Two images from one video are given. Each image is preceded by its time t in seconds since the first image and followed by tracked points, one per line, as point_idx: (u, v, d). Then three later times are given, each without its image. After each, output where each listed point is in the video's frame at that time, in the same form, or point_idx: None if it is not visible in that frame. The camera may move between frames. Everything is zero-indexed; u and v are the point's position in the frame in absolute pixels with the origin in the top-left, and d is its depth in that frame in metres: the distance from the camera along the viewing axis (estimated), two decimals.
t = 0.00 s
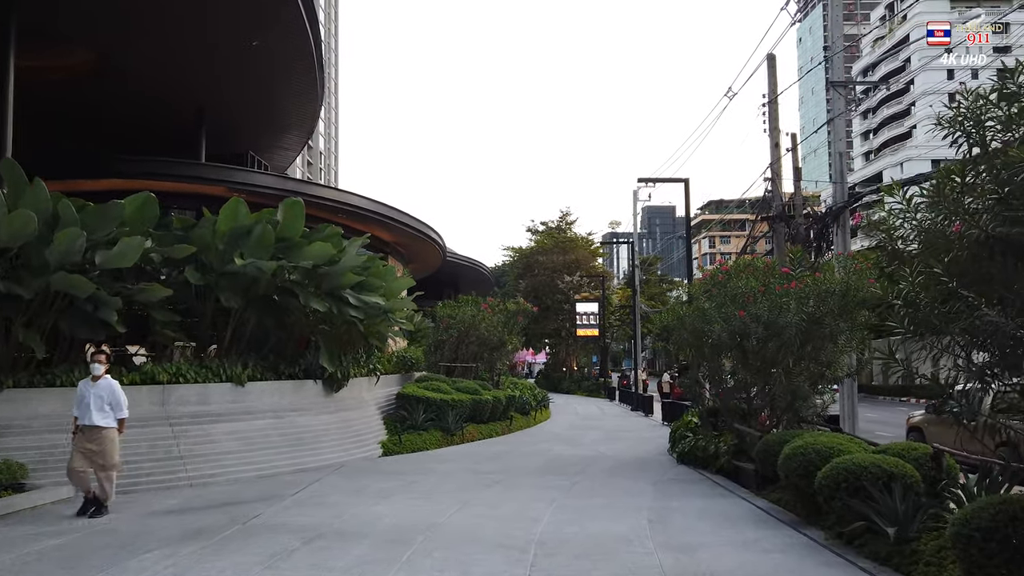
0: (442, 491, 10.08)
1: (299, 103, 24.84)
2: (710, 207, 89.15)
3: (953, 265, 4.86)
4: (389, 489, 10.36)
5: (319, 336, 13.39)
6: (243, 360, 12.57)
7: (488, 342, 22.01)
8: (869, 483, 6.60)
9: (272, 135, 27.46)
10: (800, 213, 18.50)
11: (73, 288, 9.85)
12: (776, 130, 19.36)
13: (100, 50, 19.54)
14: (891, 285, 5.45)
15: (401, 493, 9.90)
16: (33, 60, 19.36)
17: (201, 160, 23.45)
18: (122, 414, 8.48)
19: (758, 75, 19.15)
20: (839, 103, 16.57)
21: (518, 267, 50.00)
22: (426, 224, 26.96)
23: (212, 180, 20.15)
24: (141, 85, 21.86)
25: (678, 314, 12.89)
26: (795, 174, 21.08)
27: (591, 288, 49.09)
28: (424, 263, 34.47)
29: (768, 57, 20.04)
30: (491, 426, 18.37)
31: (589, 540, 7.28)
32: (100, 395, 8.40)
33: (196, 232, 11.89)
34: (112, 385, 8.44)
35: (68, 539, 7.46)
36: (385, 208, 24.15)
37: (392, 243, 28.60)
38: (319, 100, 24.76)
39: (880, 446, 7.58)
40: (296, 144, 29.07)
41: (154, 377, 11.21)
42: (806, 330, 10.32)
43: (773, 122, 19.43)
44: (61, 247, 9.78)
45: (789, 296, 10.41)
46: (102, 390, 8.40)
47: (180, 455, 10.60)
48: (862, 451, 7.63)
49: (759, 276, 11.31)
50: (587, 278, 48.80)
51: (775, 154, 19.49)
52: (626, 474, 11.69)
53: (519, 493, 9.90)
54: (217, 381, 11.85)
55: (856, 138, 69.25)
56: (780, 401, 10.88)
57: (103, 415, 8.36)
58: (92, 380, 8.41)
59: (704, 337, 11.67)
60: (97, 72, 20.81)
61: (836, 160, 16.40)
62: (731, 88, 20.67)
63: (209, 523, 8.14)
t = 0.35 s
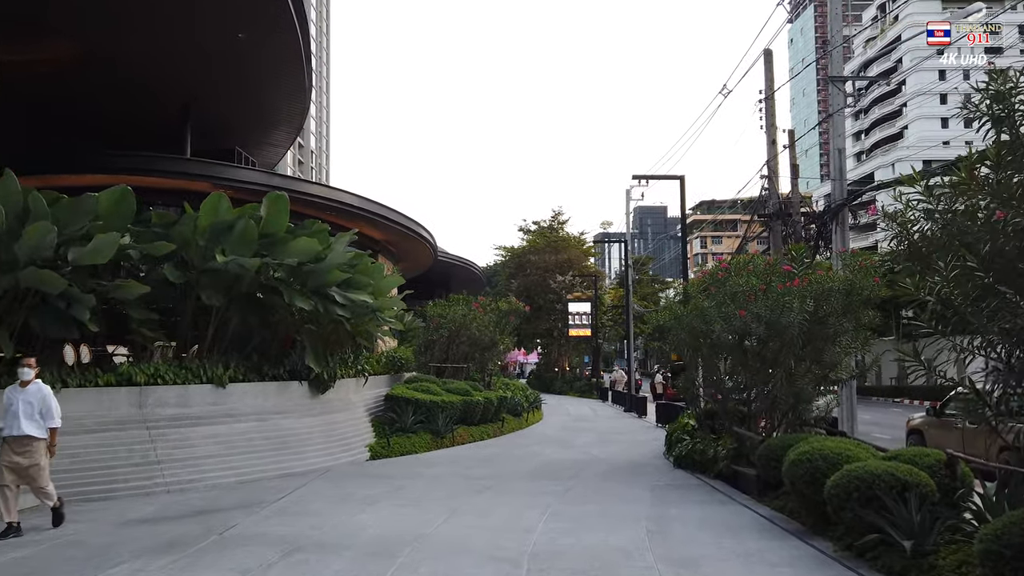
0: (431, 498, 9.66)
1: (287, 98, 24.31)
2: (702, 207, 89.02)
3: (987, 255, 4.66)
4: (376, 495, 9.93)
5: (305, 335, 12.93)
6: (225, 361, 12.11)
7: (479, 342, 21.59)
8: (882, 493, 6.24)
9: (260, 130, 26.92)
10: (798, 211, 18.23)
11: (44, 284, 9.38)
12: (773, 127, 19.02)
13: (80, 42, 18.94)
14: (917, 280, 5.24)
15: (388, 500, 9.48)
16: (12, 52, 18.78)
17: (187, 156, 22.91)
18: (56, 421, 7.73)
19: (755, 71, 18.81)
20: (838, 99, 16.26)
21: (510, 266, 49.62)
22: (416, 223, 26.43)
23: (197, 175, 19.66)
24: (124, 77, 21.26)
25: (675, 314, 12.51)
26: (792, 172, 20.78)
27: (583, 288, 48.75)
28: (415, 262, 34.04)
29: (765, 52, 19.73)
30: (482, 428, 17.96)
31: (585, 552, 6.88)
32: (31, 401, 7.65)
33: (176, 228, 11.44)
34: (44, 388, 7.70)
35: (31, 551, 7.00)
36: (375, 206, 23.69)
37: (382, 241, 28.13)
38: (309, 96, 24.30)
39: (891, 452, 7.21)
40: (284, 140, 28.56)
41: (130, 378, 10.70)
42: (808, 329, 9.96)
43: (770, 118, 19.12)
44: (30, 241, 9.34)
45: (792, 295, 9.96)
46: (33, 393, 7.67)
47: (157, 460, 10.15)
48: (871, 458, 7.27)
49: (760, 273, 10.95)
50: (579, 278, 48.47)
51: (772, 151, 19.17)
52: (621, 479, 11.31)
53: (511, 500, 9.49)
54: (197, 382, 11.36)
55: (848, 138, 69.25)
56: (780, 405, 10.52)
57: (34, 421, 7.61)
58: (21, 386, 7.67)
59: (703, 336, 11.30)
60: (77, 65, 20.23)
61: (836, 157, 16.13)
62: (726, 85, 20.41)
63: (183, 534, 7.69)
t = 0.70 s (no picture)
0: (414, 498, 9.28)
1: (273, 89, 23.79)
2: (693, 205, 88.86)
3: (1016, 234, 4.36)
4: (357, 496, 9.55)
5: (286, 330, 12.50)
6: (201, 356, 11.67)
7: (468, 338, 21.20)
8: (887, 494, 5.90)
9: (246, 122, 26.38)
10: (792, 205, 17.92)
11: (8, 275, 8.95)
12: (766, 119, 18.70)
13: (56, 29, 18.34)
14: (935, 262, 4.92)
15: (369, 501, 9.10)
16: None
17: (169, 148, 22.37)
18: None
19: (748, 61, 18.48)
20: (833, 91, 15.96)
21: (501, 264, 49.22)
22: (405, 217, 25.99)
23: (178, 167, 19.16)
24: (104, 66, 20.68)
25: (667, 308, 12.16)
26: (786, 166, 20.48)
27: (574, 286, 48.41)
28: (404, 259, 33.61)
29: (759, 44, 19.42)
30: (471, 426, 17.58)
31: (574, 556, 6.51)
32: None
33: (150, 217, 10.93)
34: None
35: None
36: (364, 200, 23.25)
37: (370, 236, 27.69)
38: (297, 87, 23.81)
39: (895, 450, 6.87)
40: (270, 132, 28.04)
41: (101, 374, 10.24)
42: (805, 323, 9.64)
43: (764, 111, 18.81)
44: None
45: (789, 288, 9.63)
46: None
47: (129, 459, 9.72)
48: (872, 456, 6.94)
49: (755, 266, 10.61)
50: (570, 275, 48.13)
51: (765, 144, 18.87)
52: (612, 478, 10.97)
53: (497, 501, 9.12)
54: (172, 378, 10.90)
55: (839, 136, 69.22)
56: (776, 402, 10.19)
57: None
58: None
59: (696, 331, 10.96)
60: (54, 54, 19.63)
61: (831, 149, 15.83)
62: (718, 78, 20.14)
63: (150, 538, 7.29)
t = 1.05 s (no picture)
0: (394, 507, 8.86)
1: (256, 84, 23.27)
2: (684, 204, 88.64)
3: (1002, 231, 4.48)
4: (334, 504, 9.12)
5: (263, 331, 12.05)
6: (174, 359, 11.22)
7: (455, 339, 20.78)
8: (891, 507, 5.53)
9: (229, 118, 25.84)
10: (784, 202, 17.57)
11: None
12: (758, 115, 18.37)
13: (29, 21, 17.74)
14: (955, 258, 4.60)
15: (346, 510, 8.67)
16: None
17: (149, 144, 21.83)
18: None
19: (741, 56, 18.13)
20: (826, 85, 15.62)
21: (491, 263, 48.80)
22: (393, 216, 25.56)
23: (157, 164, 18.65)
24: (80, 60, 20.09)
25: (658, 308, 11.79)
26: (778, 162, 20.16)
27: (565, 285, 48.01)
28: (392, 258, 33.15)
29: (750, 39, 19.09)
30: (457, 429, 17.17)
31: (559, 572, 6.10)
32: None
33: (118, 213, 10.47)
34: None
35: None
36: (350, 198, 22.79)
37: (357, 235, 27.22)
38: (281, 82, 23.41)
39: (898, 459, 6.50)
40: (255, 128, 27.51)
41: (67, 377, 9.76)
42: (800, 323, 9.29)
43: (756, 107, 18.47)
44: None
45: (783, 286, 9.28)
46: None
47: (94, 467, 9.26)
48: (873, 464, 6.58)
49: (748, 262, 10.27)
50: (560, 274, 47.72)
51: (757, 141, 18.53)
52: (601, 484, 10.58)
53: (480, 510, 8.70)
54: (142, 382, 10.43)
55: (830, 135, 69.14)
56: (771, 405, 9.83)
57: None
58: None
59: (688, 331, 10.61)
60: (28, 47, 19.04)
61: (825, 145, 15.49)
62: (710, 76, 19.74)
63: (109, 553, 6.84)
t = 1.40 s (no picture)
0: (375, 508, 8.47)
1: (241, 74, 22.72)
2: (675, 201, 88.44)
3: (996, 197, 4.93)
4: (313, 505, 8.71)
5: (243, 324, 11.61)
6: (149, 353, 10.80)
7: (444, 334, 20.39)
8: (902, 510, 5.20)
9: (214, 109, 25.30)
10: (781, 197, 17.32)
11: None
12: (753, 107, 18.04)
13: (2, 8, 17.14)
14: (994, 235, 4.64)
15: (325, 512, 8.27)
16: None
17: (130, 135, 21.29)
18: None
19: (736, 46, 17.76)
20: (823, 75, 15.30)
21: (481, 259, 48.47)
22: (381, 209, 25.11)
23: (137, 154, 18.16)
24: (58, 48, 19.50)
25: (651, 302, 11.44)
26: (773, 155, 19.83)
27: (556, 280, 47.66)
28: (381, 253, 32.70)
29: (745, 29, 18.76)
30: (445, 425, 16.80)
31: None
32: None
33: (90, 201, 9.94)
34: None
35: None
36: (338, 191, 22.35)
37: (345, 230, 26.75)
38: (263, 73, 22.87)
39: (905, 458, 6.16)
40: (240, 119, 26.97)
41: (34, 373, 9.28)
42: (799, 316, 8.97)
43: (750, 98, 18.15)
44: None
45: (781, 278, 8.95)
46: None
47: (61, 466, 8.82)
48: (879, 463, 6.24)
49: (748, 254, 9.93)
50: (551, 270, 47.37)
51: (752, 132, 18.20)
52: (593, 483, 10.23)
53: (465, 511, 8.33)
54: (115, 377, 9.98)
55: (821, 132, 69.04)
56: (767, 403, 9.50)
57: None
58: None
59: (683, 325, 10.26)
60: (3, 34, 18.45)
61: (821, 136, 15.18)
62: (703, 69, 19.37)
63: (69, 559, 6.43)
